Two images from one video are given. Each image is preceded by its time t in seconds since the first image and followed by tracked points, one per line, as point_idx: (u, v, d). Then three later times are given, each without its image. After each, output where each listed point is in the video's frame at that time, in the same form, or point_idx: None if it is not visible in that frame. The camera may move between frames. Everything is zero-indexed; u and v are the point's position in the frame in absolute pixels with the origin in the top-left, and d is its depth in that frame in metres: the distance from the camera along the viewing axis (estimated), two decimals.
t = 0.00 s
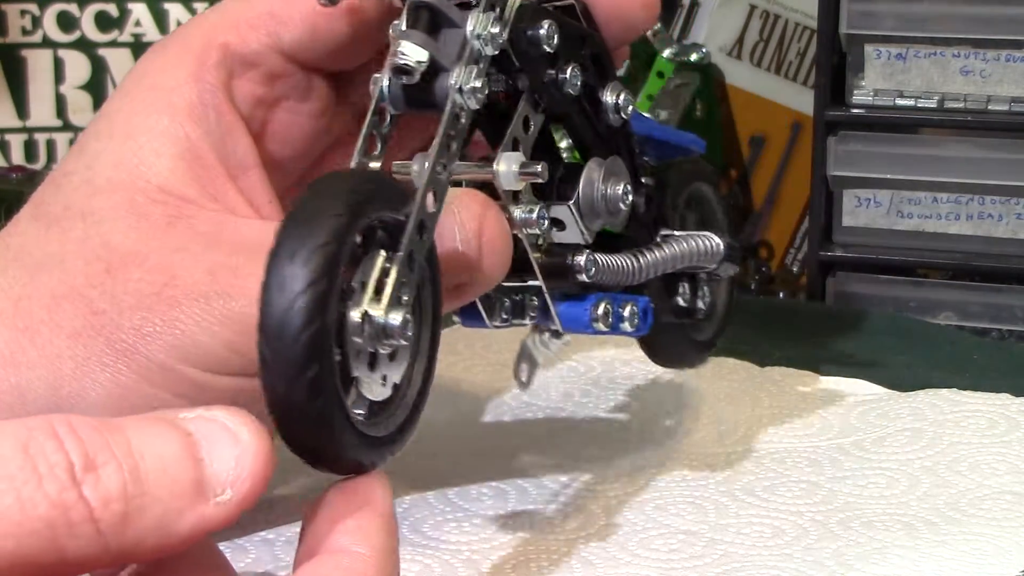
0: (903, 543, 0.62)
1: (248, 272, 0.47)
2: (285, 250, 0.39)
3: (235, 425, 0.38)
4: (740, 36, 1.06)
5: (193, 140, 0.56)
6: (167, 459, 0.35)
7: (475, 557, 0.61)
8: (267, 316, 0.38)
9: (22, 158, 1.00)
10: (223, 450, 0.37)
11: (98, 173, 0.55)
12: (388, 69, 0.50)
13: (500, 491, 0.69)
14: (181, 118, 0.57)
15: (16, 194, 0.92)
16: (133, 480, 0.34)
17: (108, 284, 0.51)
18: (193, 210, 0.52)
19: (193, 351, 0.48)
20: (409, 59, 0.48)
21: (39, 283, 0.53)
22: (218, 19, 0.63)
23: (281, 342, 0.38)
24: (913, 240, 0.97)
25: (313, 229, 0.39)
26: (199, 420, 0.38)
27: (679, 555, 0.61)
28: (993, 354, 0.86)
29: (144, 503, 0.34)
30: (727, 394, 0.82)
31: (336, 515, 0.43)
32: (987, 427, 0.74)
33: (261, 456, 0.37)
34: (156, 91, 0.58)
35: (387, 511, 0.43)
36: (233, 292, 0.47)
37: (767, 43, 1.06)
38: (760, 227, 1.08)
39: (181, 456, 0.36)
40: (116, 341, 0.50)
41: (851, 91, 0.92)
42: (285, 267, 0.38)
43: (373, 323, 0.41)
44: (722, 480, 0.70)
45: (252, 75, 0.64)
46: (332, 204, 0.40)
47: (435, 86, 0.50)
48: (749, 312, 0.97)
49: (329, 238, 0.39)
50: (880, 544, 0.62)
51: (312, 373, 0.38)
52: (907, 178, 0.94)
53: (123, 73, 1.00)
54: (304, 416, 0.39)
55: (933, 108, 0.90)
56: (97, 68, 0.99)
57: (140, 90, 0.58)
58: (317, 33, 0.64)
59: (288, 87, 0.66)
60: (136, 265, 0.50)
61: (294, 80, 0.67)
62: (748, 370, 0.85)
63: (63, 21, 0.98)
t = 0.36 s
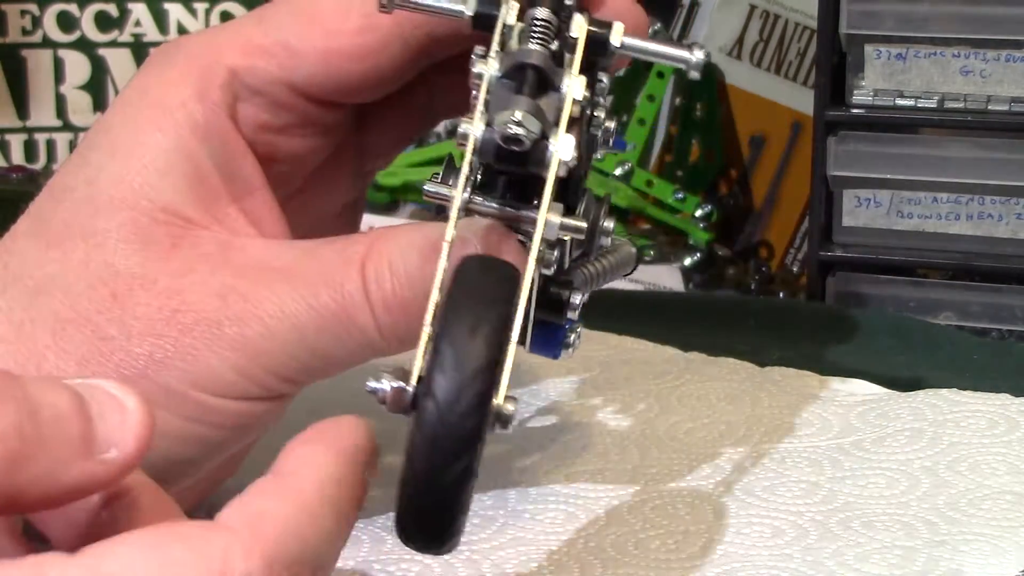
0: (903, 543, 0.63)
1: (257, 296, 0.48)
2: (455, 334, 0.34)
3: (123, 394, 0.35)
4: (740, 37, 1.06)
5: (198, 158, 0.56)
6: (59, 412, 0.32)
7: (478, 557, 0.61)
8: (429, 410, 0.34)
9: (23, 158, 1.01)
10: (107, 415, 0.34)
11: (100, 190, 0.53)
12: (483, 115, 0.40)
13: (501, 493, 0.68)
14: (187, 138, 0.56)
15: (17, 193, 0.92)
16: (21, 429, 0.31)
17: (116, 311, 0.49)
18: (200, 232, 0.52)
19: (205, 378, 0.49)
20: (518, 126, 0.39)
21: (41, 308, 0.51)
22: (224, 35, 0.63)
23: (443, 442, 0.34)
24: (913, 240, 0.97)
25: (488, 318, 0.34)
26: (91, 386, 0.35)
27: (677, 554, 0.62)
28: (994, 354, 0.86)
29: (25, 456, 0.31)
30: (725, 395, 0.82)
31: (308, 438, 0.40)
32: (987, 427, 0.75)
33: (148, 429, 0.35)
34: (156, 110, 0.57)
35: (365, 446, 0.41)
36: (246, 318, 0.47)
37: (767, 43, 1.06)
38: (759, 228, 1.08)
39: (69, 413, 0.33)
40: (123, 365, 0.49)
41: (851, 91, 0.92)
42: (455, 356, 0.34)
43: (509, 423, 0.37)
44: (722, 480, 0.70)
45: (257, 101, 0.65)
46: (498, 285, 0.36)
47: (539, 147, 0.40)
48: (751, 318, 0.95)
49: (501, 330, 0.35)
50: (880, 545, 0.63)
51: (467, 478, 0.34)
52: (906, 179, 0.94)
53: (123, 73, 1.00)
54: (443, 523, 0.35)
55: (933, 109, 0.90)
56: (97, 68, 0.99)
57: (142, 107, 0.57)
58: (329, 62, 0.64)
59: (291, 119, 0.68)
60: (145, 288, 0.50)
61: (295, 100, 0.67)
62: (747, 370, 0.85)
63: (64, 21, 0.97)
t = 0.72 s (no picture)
0: (903, 543, 0.63)
1: (275, 315, 0.46)
2: (624, 393, 0.37)
3: (186, 402, 0.35)
4: (740, 37, 1.06)
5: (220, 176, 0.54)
6: (136, 429, 0.32)
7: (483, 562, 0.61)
8: (600, 466, 0.36)
9: (22, 158, 1.01)
10: (177, 426, 0.34)
11: (122, 210, 0.51)
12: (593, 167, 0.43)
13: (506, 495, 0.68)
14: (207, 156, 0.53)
15: (21, 194, 0.92)
16: (98, 451, 0.31)
17: (133, 333, 0.48)
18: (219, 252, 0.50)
19: (222, 401, 0.48)
20: (637, 185, 0.40)
21: (53, 330, 0.49)
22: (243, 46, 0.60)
23: (614, 494, 0.36)
24: (912, 240, 0.97)
25: (653, 381, 0.38)
26: (153, 396, 0.34)
27: (677, 555, 0.62)
28: (995, 354, 0.86)
29: (101, 478, 0.31)
30: (728, 395, 0.81)
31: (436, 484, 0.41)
32: (987, 428, 0.75)
33: (213, 439, 0.35)
34: (182, 129, 0.54)
35: (476, 510, 0.40)
36: (266, 340, 0.46)
37: (767, 43, 1.06)
38: (758, 227, 1.09)
39: (142, 428, 0.33)
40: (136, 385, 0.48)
41: (851, 91, 0.92)
42: (626, 416, 0.36)
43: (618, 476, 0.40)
44: (724, 481, 0.70)
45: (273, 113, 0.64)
46: (647, 349, 0.39)
47: (644, 210, 0.43)
48: (752, 317, 0.95)
49: (665, 394, 0.37)
50: (880, 544, 0.63)
51: (626, 523, 0.37)
52: (906, 179, 0.94)
53: (123, 74, 1.00)
54: (594, 558, 0.38)
55: (933, 108, 0.89)
56: (98, 69, 0.99)
57: (165, 126, 0.54)
58: (363, 106, 0.59)
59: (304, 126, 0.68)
60: (163, 310, 0.48)
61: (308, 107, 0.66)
62: (747, 370, 0.85)
63: (63, 21, 0.97)
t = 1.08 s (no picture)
0: (903, 543, 0.63)
1: (284, 320, 0.45)
2: (655, 412, 0.39)
3: (230, 395, 0.32)
4: (740, 37, 1.07)
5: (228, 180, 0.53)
6: (193, 431, 0.30)
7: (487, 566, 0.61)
8: (636, 484, 0.38)
9: (22, 158, 1.01)
10: (224, 421, 0.32)
11: (130, 214, 0.50)
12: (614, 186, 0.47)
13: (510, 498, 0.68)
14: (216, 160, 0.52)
15: (22, 194, 0.92)
16: (169, 461, 0.29)
17: (138, 336, 0.48)
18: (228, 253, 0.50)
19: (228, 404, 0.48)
20: (660, 205, 0.44)
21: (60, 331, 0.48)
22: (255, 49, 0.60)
23: (649, 511, 0.38)
24: (912, 240, 0.97)
25: (682, 398, 0.39)
26: (195, 389, 0.32)
27: (678, 555, 0.62)
28: (994, 354, 0.86)
29: (170, 489, 0.29)
30: (731, 396, 0.81)
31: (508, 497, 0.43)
32: (986, 428, 0.75)
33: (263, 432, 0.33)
34: (193, 140, 0.52)
35: (551, 529, 0.41)
36: (274, 342, 0.46)
37: (767, 43, 1.06)
38: (759, 227, 1.09)
39: (197, 428, 0.30)
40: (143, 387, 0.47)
41: (851, 91, 0.92)
42: (658, 436, 0.38)
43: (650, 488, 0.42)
44: (724, 480, 0.70)
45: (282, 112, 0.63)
46: (675, 365, 0.41)
47: (665, 227, 0.47)
48: (750, 317, 0.95)
49: (695, 412, 0.39)
50: (880, 544, 0.63)
51: (662, 538, 0.39)
52: (906, 179, 0.94)
53: (124, 74, 1.00)
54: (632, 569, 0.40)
55: (933, 108, 0.89)
56: (97, 68, 0.99)
57: (176, 135, 0.52)
58: (368, 125, 0.56)
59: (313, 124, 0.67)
60: (170, 312, 0.48)
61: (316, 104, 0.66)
62: (747, 370, 0.85)
63: (63, 21, 0.97)
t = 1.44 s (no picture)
0: (903, 543, 0.63)
1: (287, 321, 0.45)
2: (674, 414, 0.39)
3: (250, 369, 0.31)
4: (740, 37, 1.06)
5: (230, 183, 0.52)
6: (220, 419, 0.30)
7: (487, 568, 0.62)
8: (654, 486, 0.38)
9: (22, 158, 1.01)
10: (247, 402, 0.31)
11: (133, 215, 0.50)
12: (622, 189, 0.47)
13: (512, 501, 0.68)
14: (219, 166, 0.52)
15: (22, 194, 0.92)
16: (200, 459, 0.29)
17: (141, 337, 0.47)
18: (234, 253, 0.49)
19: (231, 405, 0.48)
20: (670, 206, 0.44)
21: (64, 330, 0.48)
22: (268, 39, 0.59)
23: (666, 513, 0.38)
24: (912, 240, 0.97)
25: (700, 401, 0.39)
26: (218, 363, 0.31)
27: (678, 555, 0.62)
28: (994, 354, 0.86)
29: (198, 487, 0.30)
30: (732, 393, 0.81)
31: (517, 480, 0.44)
32: (986, 428, 0.75)
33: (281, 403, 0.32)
34: (188, 131, 0.53)
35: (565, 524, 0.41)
36: (273, 344, 0.45)
37: (767, 43, 1.06)
38: (760, 228, 1.09)
39: (221, 417, 0.30)
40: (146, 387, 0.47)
41: (851, 91, 0.92)
42: (676, 438, 0.38)
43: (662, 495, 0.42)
44: (723, 479, 0.70)
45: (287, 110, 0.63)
46: (693, 369, 0.41)
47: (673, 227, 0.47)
48: (747, 316, 0.95)
49: (711, 416, 0.39)
50: (880, 544, 0.63)
51: (677, 540, 0.39)
52: (907, 179, 0.94)
53: (124, 74, 1.00)
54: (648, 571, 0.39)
55: (933, 109, 0.90)
56: (97, 68, 0.99)
57: (170, 126, 0.53)
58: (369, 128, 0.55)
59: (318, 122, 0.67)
60: (175, 313, 0.47)
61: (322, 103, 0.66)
62: (747, 370, 0.85)
63: (63, 21, 0.97)
